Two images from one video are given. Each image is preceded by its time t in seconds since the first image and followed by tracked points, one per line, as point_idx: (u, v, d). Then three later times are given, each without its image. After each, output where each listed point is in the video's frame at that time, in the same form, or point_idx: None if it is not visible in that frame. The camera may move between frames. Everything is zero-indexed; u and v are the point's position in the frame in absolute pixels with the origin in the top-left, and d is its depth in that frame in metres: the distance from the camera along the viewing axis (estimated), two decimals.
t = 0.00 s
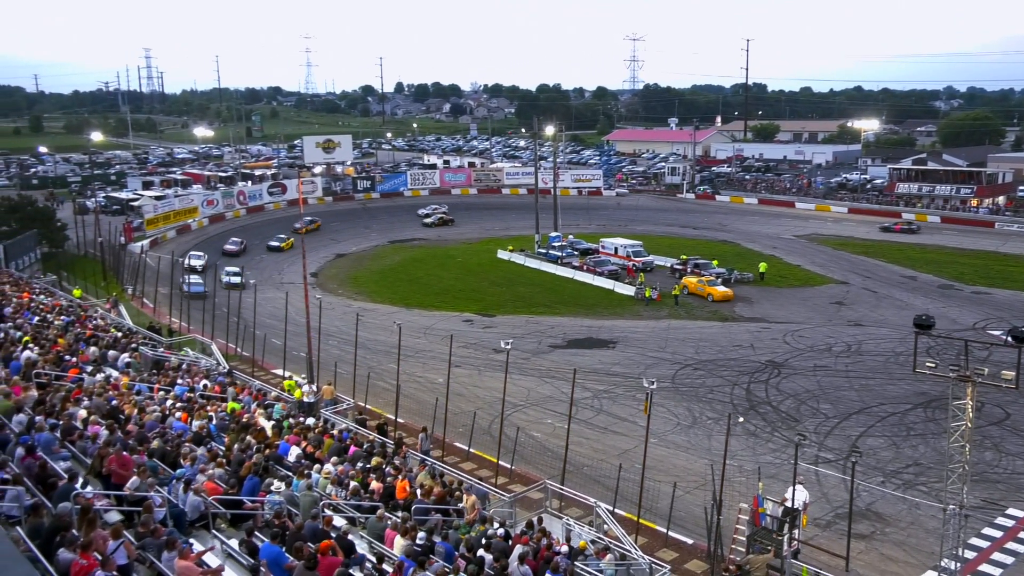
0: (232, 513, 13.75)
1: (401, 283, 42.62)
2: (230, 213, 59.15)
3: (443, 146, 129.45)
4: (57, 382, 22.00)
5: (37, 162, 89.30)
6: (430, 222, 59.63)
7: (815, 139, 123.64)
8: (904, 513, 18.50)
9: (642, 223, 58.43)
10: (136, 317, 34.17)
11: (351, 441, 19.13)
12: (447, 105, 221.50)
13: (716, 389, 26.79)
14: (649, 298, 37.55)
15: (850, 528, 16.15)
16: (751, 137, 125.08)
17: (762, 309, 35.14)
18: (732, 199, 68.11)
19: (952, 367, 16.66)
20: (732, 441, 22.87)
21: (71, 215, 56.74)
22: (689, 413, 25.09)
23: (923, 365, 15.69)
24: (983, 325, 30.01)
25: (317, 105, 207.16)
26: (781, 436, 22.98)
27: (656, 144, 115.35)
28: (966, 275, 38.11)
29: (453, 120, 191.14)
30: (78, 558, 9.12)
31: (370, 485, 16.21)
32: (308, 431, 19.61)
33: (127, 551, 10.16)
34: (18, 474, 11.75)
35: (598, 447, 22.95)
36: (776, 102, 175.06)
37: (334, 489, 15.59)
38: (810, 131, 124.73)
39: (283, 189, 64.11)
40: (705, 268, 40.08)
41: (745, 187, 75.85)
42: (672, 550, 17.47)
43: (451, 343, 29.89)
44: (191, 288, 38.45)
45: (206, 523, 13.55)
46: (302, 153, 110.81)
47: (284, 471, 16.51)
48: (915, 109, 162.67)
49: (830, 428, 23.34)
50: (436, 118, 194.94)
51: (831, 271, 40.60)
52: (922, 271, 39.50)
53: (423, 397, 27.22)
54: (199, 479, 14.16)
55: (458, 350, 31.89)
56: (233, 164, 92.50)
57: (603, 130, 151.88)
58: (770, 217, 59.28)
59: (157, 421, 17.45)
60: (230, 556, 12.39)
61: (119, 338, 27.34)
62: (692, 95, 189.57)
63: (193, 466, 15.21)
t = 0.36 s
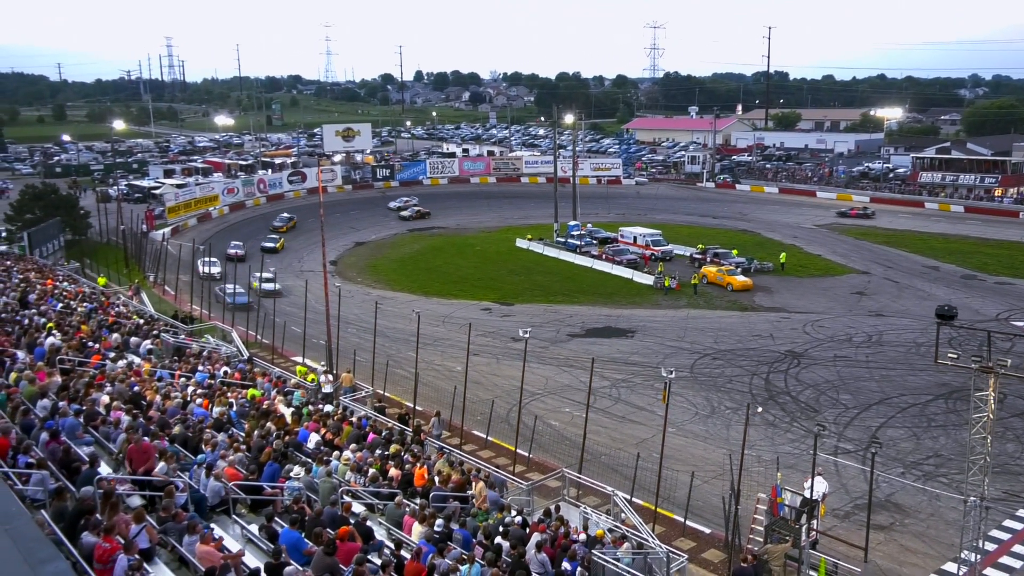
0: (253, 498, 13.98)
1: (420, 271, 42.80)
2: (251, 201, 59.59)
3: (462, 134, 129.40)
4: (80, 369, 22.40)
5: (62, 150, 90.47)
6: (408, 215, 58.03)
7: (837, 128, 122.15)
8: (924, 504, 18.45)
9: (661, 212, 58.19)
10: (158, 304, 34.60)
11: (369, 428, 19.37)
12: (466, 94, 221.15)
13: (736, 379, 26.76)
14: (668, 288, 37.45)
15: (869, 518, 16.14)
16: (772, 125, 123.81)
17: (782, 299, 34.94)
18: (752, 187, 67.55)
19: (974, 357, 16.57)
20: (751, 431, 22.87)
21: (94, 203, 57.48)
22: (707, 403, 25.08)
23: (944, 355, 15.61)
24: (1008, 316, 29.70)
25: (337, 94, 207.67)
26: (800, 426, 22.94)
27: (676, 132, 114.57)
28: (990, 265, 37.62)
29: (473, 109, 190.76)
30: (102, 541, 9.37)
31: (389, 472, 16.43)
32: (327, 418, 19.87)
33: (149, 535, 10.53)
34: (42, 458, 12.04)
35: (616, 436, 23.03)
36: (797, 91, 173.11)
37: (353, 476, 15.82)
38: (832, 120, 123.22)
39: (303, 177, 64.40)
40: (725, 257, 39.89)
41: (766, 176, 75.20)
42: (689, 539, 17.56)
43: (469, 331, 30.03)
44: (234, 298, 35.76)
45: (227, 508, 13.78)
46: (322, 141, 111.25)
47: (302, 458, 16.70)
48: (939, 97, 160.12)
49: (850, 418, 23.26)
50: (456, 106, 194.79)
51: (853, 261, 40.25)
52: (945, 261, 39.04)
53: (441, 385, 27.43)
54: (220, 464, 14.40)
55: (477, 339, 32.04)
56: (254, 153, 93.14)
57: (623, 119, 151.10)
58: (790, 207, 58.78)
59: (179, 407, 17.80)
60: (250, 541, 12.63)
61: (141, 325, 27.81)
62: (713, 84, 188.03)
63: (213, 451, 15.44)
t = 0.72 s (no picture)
0: (267, 480, 14.11)
1: (432, 255, 42.99)
2: (265, 185, 59.88)
3: (476, 119, 129.17)
4: (98, 350, 22.76)
5: (78, 135, 91.31)
6: (382, 205, 55.66)
7: (851, 112, 121.12)
8: (934, 489, 18.61)
9: (674, 197, 58.10)
10: (174, 288, 34.96)
11: (383, 412, 19.62)
12: (480, 79, 220.57)
13: (747, 363, 26.90)
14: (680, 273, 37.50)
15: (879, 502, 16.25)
16: (785, 110, 122.87)
17: (794, 284, 34.98)
18: (765, 172, 67.30)
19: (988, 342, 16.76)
20: (762, 416, 23.03)
21: (111, 187, 58.01)
22: (719, 387, 25.26)
23: (957, 340, 15.77)
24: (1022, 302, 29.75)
25: (350, 78, 207.61)
26: (811, 411, 23.10)
27: (689, 117, 114.01)
28: (1004, 251, 37.45)
29: (486, 94, 190.10)
30: (120, 521, 9.60)
31: (402, 454, 16.66)
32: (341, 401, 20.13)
33: (166, 516, 10.71)
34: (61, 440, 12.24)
35: (628, 420, 23.24)
36: (811, 76, 171.47)
37: (367, 458, 16.05)
38: (846, 105, 122.14)
39: (316, 162, 64.55)
40: (737, 242, 39.90)
41: (778, 161, 74.84)
42: (699, 523, 17.79)
43: (482, 315, 30.24)
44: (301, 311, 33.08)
45: (242, 490, 13.95)
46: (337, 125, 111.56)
47: (318, 440, 16.70)
48: (955, 81, 158.21)
49: (861, 403, 23.38)
50: (470, 91, 194.60)
51: (865, 246, 40.15)
52: (958, 247, 38.88)
53: (454, 369, 27.70)
54: (234, 447, 14.42)
55: (489, 323, 32.24)
56: (268, 138, 93.36)
57: (637, 104, 150.46)
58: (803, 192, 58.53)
59: (195, 390, 18.07)
60: (265, 522, 12.82)
61: (157, 308, 28.15)
62: (726, 68, 186.65)
63: (229, 433, 15.64)
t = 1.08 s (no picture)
0: (270, 455, 15.07)
1: (429, 237, 43.96)
2: (267, 169, 60.68)
3: (473, 104, 129.50)
4: (105, 329, 23.72)
5: (84, 120, 92.14)
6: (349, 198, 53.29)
7: (837, 98, 121.90)
8: (912, 463, 19.76)
9: (666, 181, 59.01)
10: (179, 269, 35.92)
11: (382, 388, 20.76)
12: (475, 65, 220.47)
13: (734, 342, 27.99)
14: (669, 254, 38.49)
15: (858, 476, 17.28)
16: (772, 95, 123.53)
17: (779, 265, 36.01)
18: (753, 157, 68.18)
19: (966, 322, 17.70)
20: (747, 392, 24.16)
21: (117, 171, 58.84)
22: (707, 364, 26.39)
23: (936, 320, 16.69)
24: (1000, 282, 30.94)
25: (349, 65, 207.35)
26: (795, 388, 24.24)
27: (679, 103, 114.70)
28: (982, 233, 38.52)
29: (481, 80, 190.34)
30: (128, 493, 10.02)
31: (400, 430, 17.78)
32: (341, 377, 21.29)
33: (172, 489, 11.12)
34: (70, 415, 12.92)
35: (619, 396, 24.36)
36: (798, 63, 171.81)
37: (366, 433, 17.10)
38: (832, 91, 122.91)
39: (317, 146, 65.26)
40: (725, 225, 40.89)
41: (765, 145, 75.67)
42: (686, 495, 18.90)
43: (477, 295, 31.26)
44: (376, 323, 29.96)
45: (246, 463, 14.93)
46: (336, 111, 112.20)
47: (317, 418, 17.91)
48: (937, 69, 159.11)
49: (843, 380, 24.53)
50: (466, 78, 194.77)
51: (849, 229, 41.15)
52: (938, 229, 39.89)
53: (450, 347, 28.77)
54: (239, 422, 15.47)
55: (484, 303, 33.28)
56: (269, 123, 93.96)
57: (628, 89, 150.85)
58: (789, 176, 59.43)
59: (201, 368, 19.12)
60: (269, 495, 13.68)
61: (162, 288, 29.13)
62: (716, 55, 187.03)
63: (234, 409, 16.59)
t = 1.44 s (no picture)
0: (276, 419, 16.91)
1: (420, 223, 47.75)
2: (272, 161, 64.18)
3: (459, 102, 132.84)
4: (127, 307, 27.03)
5: (105, 115, 96.01)
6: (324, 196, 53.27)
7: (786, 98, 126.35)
8: (850, 423, 23.39)
9: (632, 172, 62.82)
10: (193, 253, 39.53)
11: (377, 359, 24.54)
12: (463, 67, 224.57)
13: (694, 317, 31.85)
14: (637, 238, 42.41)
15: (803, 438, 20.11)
16: (729, 95, 127.91)
17: (735, 249, 39.83)
18: (711, 150, 72.09)
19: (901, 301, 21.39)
20: (707, 361, 27.99)
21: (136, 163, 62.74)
22: (670, 336, 30.26)
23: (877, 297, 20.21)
24: (930, 262, 34.92)
25: (346, 66, 211.60)
26: (749, 357, 28.11)
27: (646, 102, 119.10)
28: (915, 219, 42.46)
29: (468, 80, 194.40)
30: (149, 456, 10.60)
31: (395, 397, 21.22)
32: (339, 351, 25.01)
33: (190, 451, 12.34)
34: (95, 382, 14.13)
35: (592, 365, 28.20)
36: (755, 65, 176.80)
37: (364, 400, 20.48)
38: (785, 91, 127.91)
39: (317, 140, 68.82)
40: (687, 212, 44.68)
41: (724, 139, 79.50)
42: (651, 453, 22.30)
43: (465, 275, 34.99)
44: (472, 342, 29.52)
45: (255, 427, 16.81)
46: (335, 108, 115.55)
47: (318, 385, 21.51)
48: (876, 71, 165.64)
49: (791, 351, 28.41)
50: (455, 78, 198.88)
51: (797, 215, 45.01)
52: (876, 216, 43.80)
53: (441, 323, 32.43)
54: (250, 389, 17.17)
55: (470, 282, 37.04)
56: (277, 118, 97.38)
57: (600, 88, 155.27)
58: (745, 167, 63.28)
59: (215, 342, 22.41)
60: (275, 456, 14.97)
61: (177, 270, 32.70)
62: (680, 57, 192.39)
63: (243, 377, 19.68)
